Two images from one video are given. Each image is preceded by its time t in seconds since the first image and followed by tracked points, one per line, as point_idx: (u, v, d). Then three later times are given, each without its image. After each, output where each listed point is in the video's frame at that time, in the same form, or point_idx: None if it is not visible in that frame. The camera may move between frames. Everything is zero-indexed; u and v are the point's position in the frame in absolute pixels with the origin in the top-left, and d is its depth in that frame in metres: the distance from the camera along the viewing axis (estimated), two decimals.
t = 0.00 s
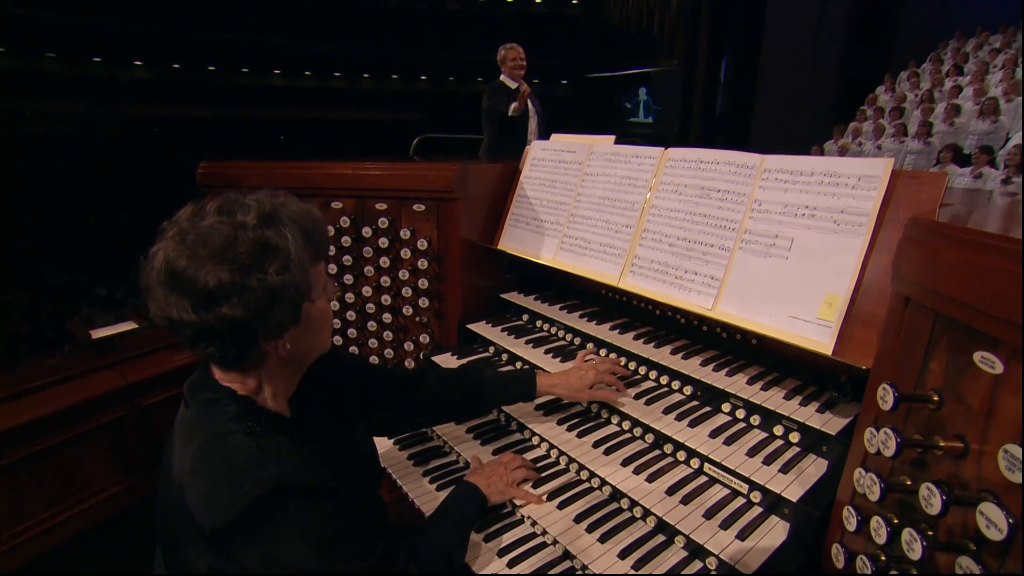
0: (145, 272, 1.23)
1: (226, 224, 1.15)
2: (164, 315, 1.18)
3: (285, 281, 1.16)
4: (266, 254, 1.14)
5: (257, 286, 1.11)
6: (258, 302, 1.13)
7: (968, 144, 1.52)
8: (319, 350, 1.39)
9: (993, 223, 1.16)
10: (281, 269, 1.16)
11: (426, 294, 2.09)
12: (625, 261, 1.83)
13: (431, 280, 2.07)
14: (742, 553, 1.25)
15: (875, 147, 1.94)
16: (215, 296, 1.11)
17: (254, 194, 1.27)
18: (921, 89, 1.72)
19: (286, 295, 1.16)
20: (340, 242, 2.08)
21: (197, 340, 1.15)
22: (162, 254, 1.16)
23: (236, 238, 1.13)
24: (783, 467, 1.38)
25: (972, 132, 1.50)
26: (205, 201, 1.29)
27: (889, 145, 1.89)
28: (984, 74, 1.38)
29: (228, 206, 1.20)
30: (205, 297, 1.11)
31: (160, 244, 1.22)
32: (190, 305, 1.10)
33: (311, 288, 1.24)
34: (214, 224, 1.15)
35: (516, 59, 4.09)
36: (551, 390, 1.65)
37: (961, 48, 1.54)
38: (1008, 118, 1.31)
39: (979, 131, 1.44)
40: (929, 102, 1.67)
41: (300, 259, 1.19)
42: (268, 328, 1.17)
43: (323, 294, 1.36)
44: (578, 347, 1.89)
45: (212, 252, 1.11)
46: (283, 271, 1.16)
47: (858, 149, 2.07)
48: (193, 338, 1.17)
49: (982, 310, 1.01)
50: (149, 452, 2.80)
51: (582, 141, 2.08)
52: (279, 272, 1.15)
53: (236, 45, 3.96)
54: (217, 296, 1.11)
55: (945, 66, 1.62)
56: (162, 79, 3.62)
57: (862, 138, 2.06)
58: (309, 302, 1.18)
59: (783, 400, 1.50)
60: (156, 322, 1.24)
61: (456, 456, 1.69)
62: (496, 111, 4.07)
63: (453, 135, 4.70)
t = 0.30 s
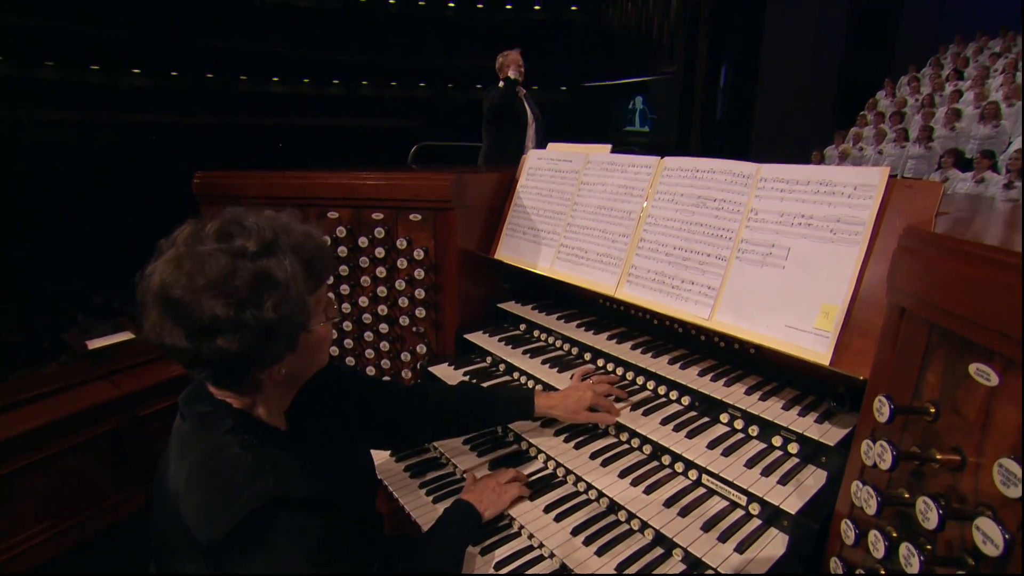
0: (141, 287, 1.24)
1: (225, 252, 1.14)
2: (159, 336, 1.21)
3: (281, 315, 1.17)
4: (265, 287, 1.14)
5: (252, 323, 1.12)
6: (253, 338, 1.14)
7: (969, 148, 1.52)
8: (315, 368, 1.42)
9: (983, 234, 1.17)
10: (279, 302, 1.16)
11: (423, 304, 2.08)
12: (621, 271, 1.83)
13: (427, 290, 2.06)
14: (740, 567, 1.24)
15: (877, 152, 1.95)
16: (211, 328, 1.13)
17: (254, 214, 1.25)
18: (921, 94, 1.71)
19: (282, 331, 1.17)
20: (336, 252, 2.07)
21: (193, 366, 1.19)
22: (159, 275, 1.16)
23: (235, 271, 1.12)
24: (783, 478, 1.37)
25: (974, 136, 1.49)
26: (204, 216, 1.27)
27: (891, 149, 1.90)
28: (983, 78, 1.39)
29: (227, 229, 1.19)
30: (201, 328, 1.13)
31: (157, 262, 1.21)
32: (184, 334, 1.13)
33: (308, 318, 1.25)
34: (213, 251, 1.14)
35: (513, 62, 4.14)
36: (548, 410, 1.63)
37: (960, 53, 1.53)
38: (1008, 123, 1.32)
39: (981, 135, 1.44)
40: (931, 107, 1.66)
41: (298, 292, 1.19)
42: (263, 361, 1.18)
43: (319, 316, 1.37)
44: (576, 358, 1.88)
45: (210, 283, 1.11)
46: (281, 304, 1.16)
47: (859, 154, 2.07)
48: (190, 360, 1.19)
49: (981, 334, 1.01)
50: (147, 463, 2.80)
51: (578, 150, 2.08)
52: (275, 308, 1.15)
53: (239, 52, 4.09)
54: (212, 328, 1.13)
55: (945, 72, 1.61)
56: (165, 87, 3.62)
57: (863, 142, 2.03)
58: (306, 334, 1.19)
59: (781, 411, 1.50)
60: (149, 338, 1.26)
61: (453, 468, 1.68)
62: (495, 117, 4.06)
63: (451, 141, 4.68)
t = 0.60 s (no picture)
0: (131, 301, 1.22)
1: (215, 260, 1.13)
2: (149, 349, 1.18)
3: (275, 321, 1.15)
4: (257, 293, 1.13)
5: (246, 329, 1.10)
6: (247, 346, 1.12)
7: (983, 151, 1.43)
8: (310, 381, 1.40)
9: (985, 241, 1.16)
10: (273, 308, 1.15)
11: (421, 315, 2.03)
12: (623, 282, 1.80)
13: (425, 302, 2.02)
14: None
15: (885, 156, 1.89)
16: (204, 337, 1.11)
17: (244, 223, 1.24)
18: (932, 96, 1.66)
19: (277, 337, 1.15)
20: (333, 263, 2.05)
21: (184, 376, 1.15)
22: (150, 287, 1.15)
23: (226, 277, 1.11)
24: (789, 495, 1.34)
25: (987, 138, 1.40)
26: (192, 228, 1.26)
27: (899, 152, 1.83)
28: (996, 79, 1.32)
29: (218, 238, 1.18)
30: (194, 337, 1.11)
31: (146, 275, 1.20)
32: (176, 345, 1.10)
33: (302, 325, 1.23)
34: (203, 259, 1.12)
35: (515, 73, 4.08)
36: (550, 423, 1.61)
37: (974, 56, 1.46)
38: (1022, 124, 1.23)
39: (994, 138, 1.35)
40: (941, 110, 1.59)
41: (292, 297, 1.17)
42: (257, 369, 1.16)
43: (314, 326, 1.35)
44: (577, 370, 1.85)
45: (200, 291, 1.10)
46: (275, 310, 1.15)
47: (867, 158, 2.01)
48: (179, 374, 1.16)
49: (985, 342, 0.98)
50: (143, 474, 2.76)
51: (578, 158, 2.06)
52: (269, 313, 1.13)
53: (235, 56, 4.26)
54: (204, 337, 1.11)
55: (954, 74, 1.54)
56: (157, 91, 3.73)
57: (871, 146, 1.99)
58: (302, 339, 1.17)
59: (787, 426, 1.47)
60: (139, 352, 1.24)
61: (451, 484, 1.65)
62: (495, 124, 4.05)
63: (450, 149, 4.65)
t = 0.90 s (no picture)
0: (119, 314, 1.20)
1: (208, 277, 1.11)
2: (136, 365, 1.16)
3: (267, 341, 1.13)
4: (248, 312, 1.11)
5: (235, 349, 1.08)
6: (236, 365, 1.10)
7: (993, 156, 1.30)
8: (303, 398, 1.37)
9: (986, 251, 1.14)
10: (264, 327, 1.13)
11: (418, 327, 2.00)
12: (623, 293, 1.77)
13: (423, 313, 1.98)
14: None
15: (895, 161, 1.79)
16: (193, 356, 1.09)
17: (239, 238, 1.22)
18: (943, 99, 1.56)
19: (268, 357, 1.13)
20: (328, 274, 2.02)
21: (171, 395, 1.13)
22: (138, 301, 1.12)
23: (217, 295, 1.09)
24: (794, 514, 1.30)
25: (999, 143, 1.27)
26: (184, 241, 1.24)
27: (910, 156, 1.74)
28: (1009, 80, 1.24)
29: (210, 254, 1.16)
30: (182, 356, 1.08)
31: (136, 288, 1.18)
32: (164, 363, 1.08)
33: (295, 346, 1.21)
34: (195, 275, 1.10)
35: (515, 76, 4.10)
36: (546, 436, 1.58)
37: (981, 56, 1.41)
38: None
39: (1006, 142, 1.21)
40: (952, 112, 1.50)
41: (285, 317, 1.15)
42: (246, 388, 1.14)
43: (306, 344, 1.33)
44: (577, 383, 1.81)
45: (190, 308, 1.08)
46: (265, 330, 1.12)
47: (875, 163, 1.90)
48: (167, 393, 1.14)
49: (991, 352, 0.95)
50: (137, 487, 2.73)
51: (578, 167, 2.03)
52: (260, 333, 1.11)
53: (228, 63, 4.21)
54: (194, 357, 1.09)
55: (965, 77, 1.49)
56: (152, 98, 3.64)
57: (879, 151, 1.88)
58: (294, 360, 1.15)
59: (793, 441, 1.43)
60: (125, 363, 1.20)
61: (449, 500, 1.62)
62: (496, 131, 4.02)
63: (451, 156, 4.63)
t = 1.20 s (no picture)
0: (99, 331, 1.18)
1: (190, 288, 1.11)
2: (117, 381, 1.14)
3: (249, 352, 1.12)
4: (231, 322, 1.10)
5: (217, 359, 1.07)
6: (219, 377, 1.09)
7: (1005, 161, 1.36)
8: (286, 414, 1.37)
9: (987, 263, 1.12)
10: (248, 338, 1.12)
11: (414, 340, 1.95)
12: (623, 307, 1.74)
13: (419, 326, 1.94)
14: None
15: (903, 166, 1.80)
16: (175, 367, 1.07)
17: (223, 252, 1.23)
18: (951, 104, 1.57)
19: (251, 368, 1.12)
20: (323, 287, 1.97)
21: (151, 411, 1.11)
22: (119, 314, 1.11)
23: (200, 305, 1.08)
24: (800, 535, 1.27)
25: (1010, 148, 1.34)
26: (168, 257, 1.25)
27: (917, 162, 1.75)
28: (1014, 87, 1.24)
29: (193, 266, 1.16)
30: (163, 368, 1.07)
31: (116, 302, 1.17)
32: (144, 376, 1.06)
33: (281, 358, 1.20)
34: (177, 286, 1.10)
35: (516, 86, 4.08)
36: (542, 455, 1.54)
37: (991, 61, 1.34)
38: None
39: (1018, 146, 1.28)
40: (961, 116, 1.51)
41: (268, 327, 1.15)
42: (229, 402, 1.12)
43: (291, 356, 1.33)
44: (577, 398, 1.78)
45: (172, 319, 1.07)
46: (249, 341, 1.12)
47: (882, 169, 1.90)
48: (148, 409, 1.12)
49: (992, 369, 0.93)
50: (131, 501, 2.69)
51: (577, 178, 2.00)
52: (243, 343, 1.11)
53: (228, 70, 4.39)
54: (175, 368, 1.07)
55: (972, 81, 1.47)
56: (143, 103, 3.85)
57: (887, 156, 1.89)
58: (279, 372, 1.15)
59: (798, 459, 1.40)
60: (107, 382, 1.19)
61: (445, 519, 1.58)
62: (494, 137, 4.00)
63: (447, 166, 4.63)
